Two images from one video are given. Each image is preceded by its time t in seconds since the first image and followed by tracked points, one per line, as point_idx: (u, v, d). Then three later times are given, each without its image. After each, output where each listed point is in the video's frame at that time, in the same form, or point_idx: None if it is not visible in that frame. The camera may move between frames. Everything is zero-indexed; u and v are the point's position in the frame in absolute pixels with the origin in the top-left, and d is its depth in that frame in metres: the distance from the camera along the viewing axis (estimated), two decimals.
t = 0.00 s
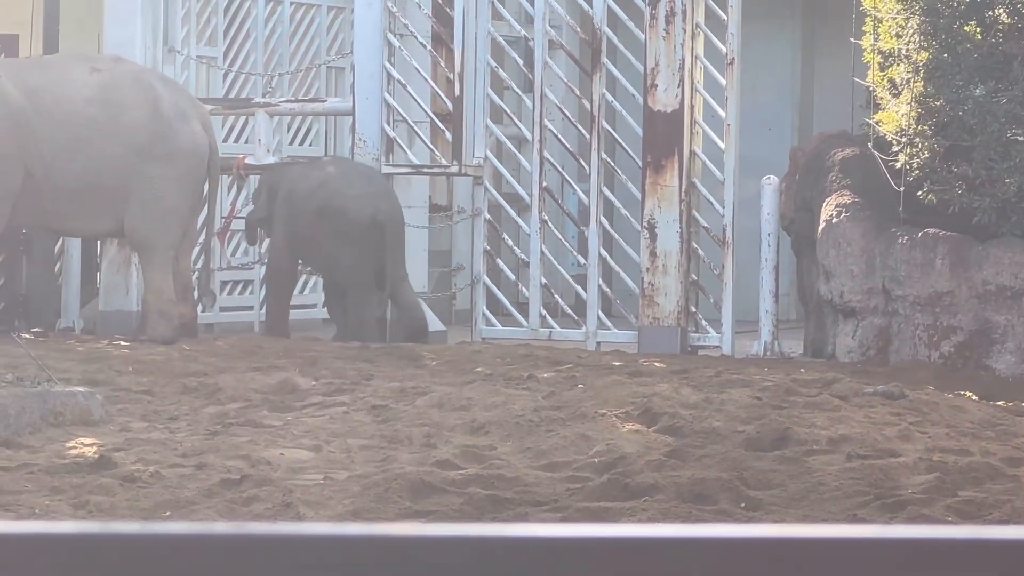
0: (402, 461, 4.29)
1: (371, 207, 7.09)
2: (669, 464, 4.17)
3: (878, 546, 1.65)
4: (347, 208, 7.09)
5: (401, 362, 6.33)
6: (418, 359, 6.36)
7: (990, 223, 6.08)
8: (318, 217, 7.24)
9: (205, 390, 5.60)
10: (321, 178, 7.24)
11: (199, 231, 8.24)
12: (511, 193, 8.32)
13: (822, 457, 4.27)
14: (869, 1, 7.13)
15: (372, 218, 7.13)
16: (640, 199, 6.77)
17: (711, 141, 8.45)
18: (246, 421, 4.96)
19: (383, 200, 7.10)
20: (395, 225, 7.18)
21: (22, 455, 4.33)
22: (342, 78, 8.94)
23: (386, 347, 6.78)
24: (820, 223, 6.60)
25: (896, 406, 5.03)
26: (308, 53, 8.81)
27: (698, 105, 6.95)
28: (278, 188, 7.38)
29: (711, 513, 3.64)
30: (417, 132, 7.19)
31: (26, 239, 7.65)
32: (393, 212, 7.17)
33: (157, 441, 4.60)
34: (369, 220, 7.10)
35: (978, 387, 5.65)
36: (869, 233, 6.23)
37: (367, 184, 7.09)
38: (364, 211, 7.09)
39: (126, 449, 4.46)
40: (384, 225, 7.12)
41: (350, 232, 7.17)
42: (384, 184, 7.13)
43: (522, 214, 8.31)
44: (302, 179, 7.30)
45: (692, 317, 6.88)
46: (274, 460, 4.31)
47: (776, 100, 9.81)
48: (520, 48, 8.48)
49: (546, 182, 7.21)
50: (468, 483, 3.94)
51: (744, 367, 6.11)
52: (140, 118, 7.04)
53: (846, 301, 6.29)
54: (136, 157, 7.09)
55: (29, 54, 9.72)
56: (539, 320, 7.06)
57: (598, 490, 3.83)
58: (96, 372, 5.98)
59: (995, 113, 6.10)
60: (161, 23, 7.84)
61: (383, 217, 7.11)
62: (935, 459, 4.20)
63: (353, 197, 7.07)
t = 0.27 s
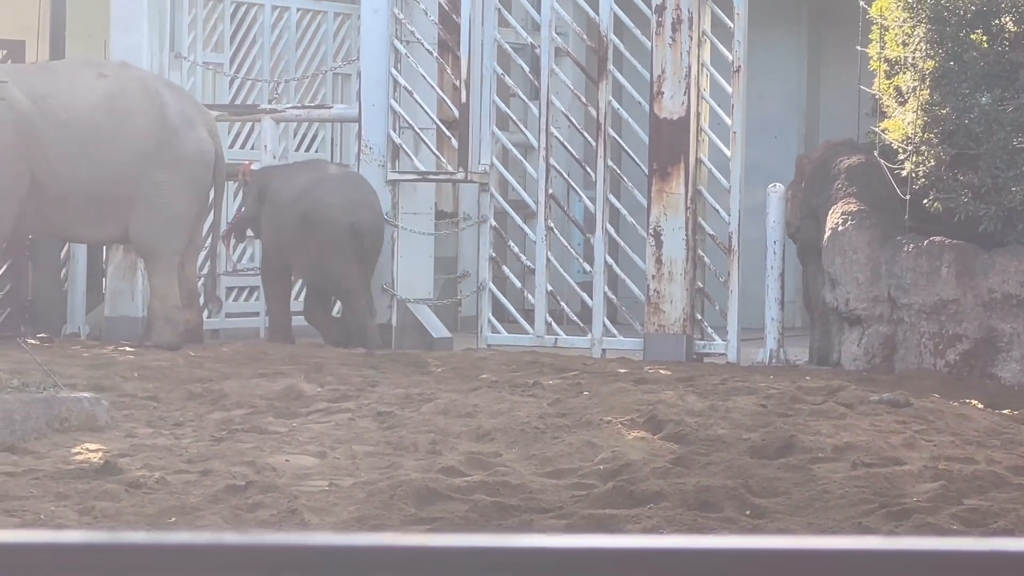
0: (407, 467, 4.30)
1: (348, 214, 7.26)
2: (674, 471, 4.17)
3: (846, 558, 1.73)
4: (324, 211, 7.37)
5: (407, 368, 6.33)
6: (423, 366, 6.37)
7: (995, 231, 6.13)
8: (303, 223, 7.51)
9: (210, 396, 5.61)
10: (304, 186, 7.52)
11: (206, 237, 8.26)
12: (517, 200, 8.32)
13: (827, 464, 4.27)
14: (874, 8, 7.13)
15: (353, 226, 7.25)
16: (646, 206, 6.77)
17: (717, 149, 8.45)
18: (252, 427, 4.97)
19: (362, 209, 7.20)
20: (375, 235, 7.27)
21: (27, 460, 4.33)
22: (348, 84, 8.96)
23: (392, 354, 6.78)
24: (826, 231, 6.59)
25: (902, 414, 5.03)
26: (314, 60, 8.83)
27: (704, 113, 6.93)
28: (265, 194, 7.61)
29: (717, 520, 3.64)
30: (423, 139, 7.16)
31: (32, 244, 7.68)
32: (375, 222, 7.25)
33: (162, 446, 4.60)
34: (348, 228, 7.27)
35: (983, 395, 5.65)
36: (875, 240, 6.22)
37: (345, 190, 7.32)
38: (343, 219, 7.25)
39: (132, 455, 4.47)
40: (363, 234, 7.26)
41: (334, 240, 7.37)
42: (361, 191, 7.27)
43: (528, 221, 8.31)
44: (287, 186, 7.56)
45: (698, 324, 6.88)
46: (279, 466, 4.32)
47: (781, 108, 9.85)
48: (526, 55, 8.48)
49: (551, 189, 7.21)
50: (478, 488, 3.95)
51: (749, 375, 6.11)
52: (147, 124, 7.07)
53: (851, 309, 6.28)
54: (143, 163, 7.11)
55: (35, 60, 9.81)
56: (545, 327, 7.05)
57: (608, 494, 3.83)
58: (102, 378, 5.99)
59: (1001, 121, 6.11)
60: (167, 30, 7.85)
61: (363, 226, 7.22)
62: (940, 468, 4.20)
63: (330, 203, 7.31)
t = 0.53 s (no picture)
0: (407, 478, 4.30)
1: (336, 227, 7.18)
2: (674, 482, 4.17)
3: None
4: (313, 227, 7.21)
5: (408, 379, 6.34)
6: (424, 376, 6.37)
7: (996, 243, 6.11)
8: (289, 238, 7.30)
9: (211, 406, 5.61)
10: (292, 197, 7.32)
11: (207, 247, 8.27)
12: (518, 211, 8.32)
13: (827, 476, 4.27)
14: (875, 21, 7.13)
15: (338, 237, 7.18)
16: (647, 218, 6.78)
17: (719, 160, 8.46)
18: (252, 437, 4.97)
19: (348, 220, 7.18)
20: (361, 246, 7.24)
21: (28, 470, 4.34)
22: (349, 94, 8.98)
23: (393, 364, 6.79)
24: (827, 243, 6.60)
25: (903, 426, 5.02)
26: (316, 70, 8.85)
27: (705, 124, 6.93)
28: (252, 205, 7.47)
29: (717, 531, 3.64)
30: (424, 150, 7.15)
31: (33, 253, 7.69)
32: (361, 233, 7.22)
33: (163, 456, 4.61)
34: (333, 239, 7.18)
35: (983, 408, 5.66)
36: (875, 253, 6.22)
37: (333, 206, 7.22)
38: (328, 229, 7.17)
39: (133, 465, 4.47)
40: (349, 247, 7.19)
41: (320, 256, 7.26)
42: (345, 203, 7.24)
43: (529, 232, 8.32)
44: (273, 198, 7.36)
45: (698, 336, 6.88)
46: (279, 476, 4.32)
47: (782, 120, 9.87)
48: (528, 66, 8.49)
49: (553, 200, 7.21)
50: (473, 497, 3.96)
51: (750, 386, 6.11)
52: (149, 133, 7.07)
53: (852, 322, 6.27)
54: (144, 172, 7.11)
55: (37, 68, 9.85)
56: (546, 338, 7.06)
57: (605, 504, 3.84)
58: (103, 387, 5.99)
59: (1002, 134, 6.12)
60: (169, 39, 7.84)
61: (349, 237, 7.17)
62: (939, 480, 4.20)
63: (319, 217, 7.20)
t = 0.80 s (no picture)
0: (404, 495, 4.28)
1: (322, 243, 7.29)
2: (672, 501, 4.15)
3: None
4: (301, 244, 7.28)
5: (404, 396, 6.31)
6: (420, 394, 6.35)
7: (994, 262, 6.14)
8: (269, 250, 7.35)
9: (207, 423, 5.59)
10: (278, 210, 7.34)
11: (204, 263, 8.25)
12: (515, 228, 8.31)
13: (825, 495, 4.25)
14: (874, 38, 7.10)
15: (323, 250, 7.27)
16: (645, 235, 6.76)
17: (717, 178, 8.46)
18: (248, 454, 4.95)
19: (332, 233, 7.27)
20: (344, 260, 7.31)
21: (23, 486, 4.32)
22: (346, 111, 8.98)
23: (389, 381, 6.77)
24: (825, 261, 6.58)
25: (901, 445, 5.00)
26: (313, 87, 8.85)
27: (703, 142, 6.92)
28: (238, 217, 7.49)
29: (715, 550, 3.63)
30: (422, 165, 7.12)
31: (29, 269, 7.70)
32: (344, 245, 7.30)
33: (159, 473, 4.58)
34: (317, 252, 7.27)
35: (981, 427, 5.67)
36: (874, 271, 6.20)
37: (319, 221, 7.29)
38: (314, 242, 7.25)
39: (128, 482, 4.45)
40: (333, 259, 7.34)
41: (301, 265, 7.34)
42: (330, 215, 7.33)
43: (526, 249, 8.30)
44: (258, 211, 7.36)
45: (696, 353, 6.86)
46: (275, 493, 4.30)
47: (780, 138, 9.89)
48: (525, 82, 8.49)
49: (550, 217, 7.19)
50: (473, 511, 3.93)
51: (747, 405, 6.08)
52: (144, 148, 7.05)
53: (849, 340, 6.24)
54: (139, 187, 7.06)
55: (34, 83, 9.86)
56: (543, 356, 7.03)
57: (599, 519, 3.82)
58: (99, 404, 5.97)
59: (1001, 153, 6.13)
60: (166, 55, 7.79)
61: (333, 250, 7.26)
62: (937, 499, 4.18)
63: (305, 231, 7.26)
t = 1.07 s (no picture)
0: (404, 515, 4.30)
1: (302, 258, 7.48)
2: (670, 521, 4.17)
3: None
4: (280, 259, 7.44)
5: (404, 416, 6.34)
6: (420, 414, 6.37)
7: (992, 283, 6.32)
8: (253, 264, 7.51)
9: (208, 442, 5.61)
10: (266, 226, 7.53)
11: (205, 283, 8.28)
12: (515, 248, 8.34)
13: (823, 516, 4.27)
14: (874, 60, 7.08)
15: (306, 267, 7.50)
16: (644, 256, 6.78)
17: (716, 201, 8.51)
18: (249, 474, 4.97)
19: (315, 250, 7.49)
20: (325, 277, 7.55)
21: (25, 506, 4.33)
22: (347, 131, 9.03)
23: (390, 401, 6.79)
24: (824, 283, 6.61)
25: (899, 466, 5.02)
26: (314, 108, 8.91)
27: (702, 163, 6.93)
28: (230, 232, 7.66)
29: (713, 569, 3.64)
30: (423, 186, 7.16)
31: (30, 289, 7.74)
32: (327, 263, 7.54)
33: (160, 492, 4.60)
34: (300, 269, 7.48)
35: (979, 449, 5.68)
36: (872, 292, 6.24)
37: (302, 237, 7.48)
38: (296, 258, 7.46)
39: (129, 501, 4.46)
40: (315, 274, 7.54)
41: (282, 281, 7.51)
42: (315, 232, 7.54)
43: (526, 270, 8.33)
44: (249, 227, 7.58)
45: (694, 374, 6.89)
46: (276, 513, 4.31)
47: (779, 161, 9.96)
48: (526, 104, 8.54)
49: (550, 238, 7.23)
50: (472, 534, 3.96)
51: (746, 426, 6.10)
52: (147, 171, 7.09)
53: (847, 361, 6.27)
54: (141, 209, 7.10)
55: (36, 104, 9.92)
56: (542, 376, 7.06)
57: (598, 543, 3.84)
58: (100, 423, 5.99)
59: (999, 175, 6.19)
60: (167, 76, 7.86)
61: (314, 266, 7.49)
62: (935, 519, 4.20)
63: (289, 247, 7.44)
